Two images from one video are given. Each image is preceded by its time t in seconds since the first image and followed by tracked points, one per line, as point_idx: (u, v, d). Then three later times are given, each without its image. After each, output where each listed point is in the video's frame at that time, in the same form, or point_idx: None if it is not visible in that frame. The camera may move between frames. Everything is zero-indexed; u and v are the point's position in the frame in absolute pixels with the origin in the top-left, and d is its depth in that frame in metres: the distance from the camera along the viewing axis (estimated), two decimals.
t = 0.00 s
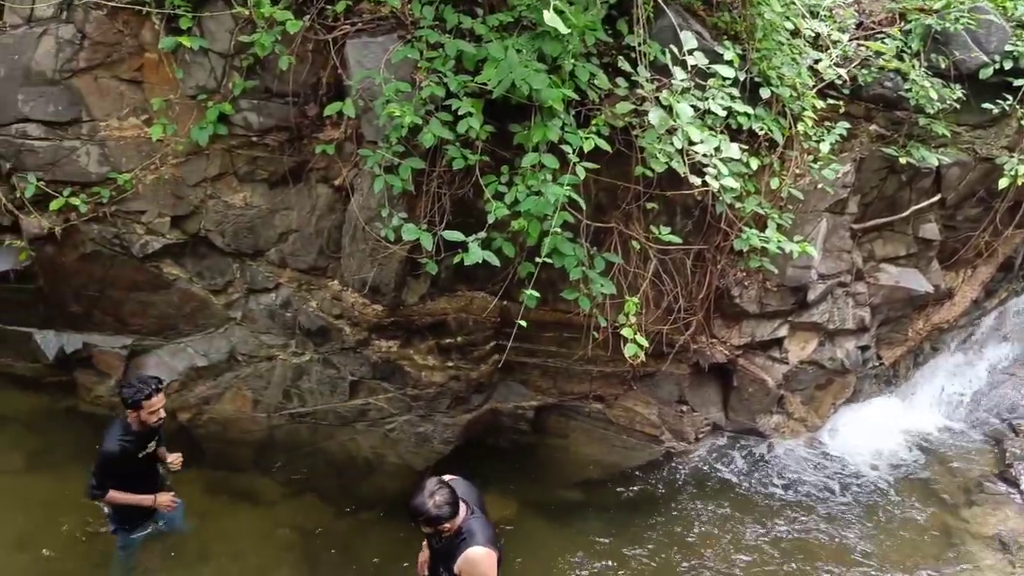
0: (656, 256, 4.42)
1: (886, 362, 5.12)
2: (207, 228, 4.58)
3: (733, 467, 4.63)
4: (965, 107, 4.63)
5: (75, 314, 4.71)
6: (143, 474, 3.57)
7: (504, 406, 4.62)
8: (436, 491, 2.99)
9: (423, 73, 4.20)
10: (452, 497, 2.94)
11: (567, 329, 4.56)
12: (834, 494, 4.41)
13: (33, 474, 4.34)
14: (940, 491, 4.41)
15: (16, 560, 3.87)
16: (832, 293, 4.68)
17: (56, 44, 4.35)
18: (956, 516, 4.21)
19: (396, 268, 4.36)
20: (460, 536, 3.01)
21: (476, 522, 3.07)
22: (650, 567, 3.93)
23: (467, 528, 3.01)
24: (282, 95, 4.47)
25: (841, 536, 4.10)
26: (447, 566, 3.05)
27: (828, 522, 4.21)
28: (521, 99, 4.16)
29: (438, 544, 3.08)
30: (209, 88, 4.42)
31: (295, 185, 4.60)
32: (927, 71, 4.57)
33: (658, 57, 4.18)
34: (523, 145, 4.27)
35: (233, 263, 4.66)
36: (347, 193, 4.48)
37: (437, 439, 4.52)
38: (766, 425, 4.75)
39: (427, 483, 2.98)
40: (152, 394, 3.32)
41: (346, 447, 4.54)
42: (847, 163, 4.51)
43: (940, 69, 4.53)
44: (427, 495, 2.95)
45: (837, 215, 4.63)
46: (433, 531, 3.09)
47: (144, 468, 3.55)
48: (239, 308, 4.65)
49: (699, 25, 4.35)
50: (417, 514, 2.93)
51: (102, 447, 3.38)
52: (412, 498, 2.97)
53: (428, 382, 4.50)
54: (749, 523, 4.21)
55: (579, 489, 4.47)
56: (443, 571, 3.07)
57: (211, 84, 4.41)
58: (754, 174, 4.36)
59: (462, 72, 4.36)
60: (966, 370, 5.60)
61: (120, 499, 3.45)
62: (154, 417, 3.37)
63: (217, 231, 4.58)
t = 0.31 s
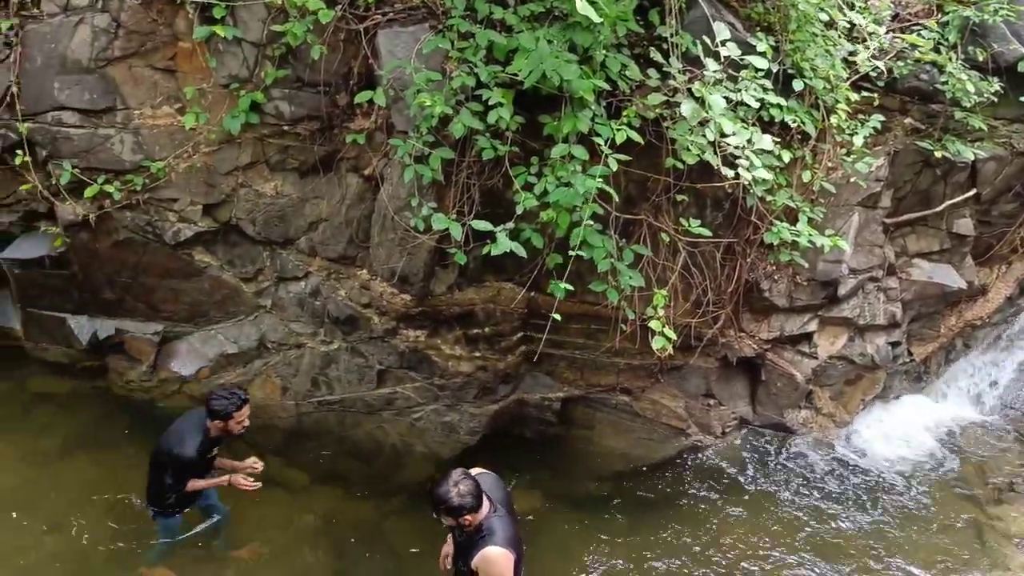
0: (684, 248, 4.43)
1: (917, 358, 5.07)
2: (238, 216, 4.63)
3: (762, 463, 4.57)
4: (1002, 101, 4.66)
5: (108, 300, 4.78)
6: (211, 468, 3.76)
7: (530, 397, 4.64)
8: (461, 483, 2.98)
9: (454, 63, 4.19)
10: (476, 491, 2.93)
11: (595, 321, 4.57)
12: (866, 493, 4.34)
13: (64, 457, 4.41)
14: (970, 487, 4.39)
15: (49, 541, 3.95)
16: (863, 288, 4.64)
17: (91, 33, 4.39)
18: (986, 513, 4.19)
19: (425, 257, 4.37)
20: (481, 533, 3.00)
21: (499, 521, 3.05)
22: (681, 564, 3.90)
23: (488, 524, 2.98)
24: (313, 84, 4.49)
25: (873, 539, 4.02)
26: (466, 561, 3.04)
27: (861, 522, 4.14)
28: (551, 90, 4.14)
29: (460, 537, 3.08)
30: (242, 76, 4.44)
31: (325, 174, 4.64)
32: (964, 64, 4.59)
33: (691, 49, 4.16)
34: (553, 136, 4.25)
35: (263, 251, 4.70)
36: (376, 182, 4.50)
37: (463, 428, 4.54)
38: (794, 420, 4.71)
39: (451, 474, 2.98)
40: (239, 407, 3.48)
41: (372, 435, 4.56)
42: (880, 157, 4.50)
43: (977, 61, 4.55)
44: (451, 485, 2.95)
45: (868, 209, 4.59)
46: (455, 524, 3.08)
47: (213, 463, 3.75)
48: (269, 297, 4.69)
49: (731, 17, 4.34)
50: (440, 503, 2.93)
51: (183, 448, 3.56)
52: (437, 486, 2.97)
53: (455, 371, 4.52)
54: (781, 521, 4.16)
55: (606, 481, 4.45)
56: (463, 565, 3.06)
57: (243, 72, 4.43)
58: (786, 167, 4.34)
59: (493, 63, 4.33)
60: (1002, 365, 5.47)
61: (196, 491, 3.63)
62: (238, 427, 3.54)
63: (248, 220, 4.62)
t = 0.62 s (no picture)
0: (713, 242, 4.40)
1: (948, 356, 5.03)
2: (268, 207, 4.64)
3: (795, 458, 4.55)
4: None
5: (140, 290, 4.85)
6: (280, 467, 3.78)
7: (556, 390, 4.65)
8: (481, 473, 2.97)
9: (484, 55, 4.17)
10: (497, 480, 2.93)
11: (621, 315, 4.54)
12: (903, 493, 4.31)
13: (94, 444, 4.46)
14: (999, 488, 4.37)
15: (78, 526, 3.99)
16: (894, 285, 4.62)
17: (126, 24, 4.46)
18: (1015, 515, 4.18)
19: (453, 250, 4.39)
20: (500, 524, 2.99)
21: (518, 513, 3.03)
22: (707, 565, 3.90)
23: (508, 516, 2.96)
24: (343, 76, 4.51)
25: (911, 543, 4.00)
26: (485, 552, 3.03)
27: (900, 526, 4.11)
28: (581, 83, 4.10)
29: (480, 528, 3.07)
30: (273, 68, 4.47)
31: (354, 166, 4.64)
32: (1000, 58, 4.60)
33: (722, 42, 4.14)
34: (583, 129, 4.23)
35: (292, 242, 4.71)
36: (405, 174, 4.51)
37: (489, 421, 4.55)
38: (821, 417, 4.67)
39: (473, 461, 2.98)
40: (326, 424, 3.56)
41: (399, 426, 4.60)
42: (914, 152, 4.46)
43: (1014, 55, 4.57)
44: (473, 473, 2.95)
45: (900, 206, 4.56)
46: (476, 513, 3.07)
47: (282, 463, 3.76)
48: (297, 287, 4.71)
49: (764, 10, 4.28)
50: (460, 489, 2.93)
51: (270, 458, 3.51)
52: (458, 473, 2.97)
53: (482, 364, 4.52)
54: (814, 522, 4.14)
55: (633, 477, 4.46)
56: (482, 556, 3.05)
57: (274, 64, 4.46)
58: (816, 162, 4.30)
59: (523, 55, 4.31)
60: None
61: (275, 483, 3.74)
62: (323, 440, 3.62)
63: (277, 211, 4.64)
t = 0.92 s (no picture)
0: (742, 240, 4.38)
1: (980, 357, 4.98)
2: (298, 200, 4.70)
3: (824, 456, 4.51)
4: None
5: (172, 280, 4.91)
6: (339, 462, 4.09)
7: (583, 385, 4.68)
8: (502, 457, 2.96)
9: (515, 50, 4.16)
10: (519, 462, 2.91)
11: (649, 312, 4.56)
12: (936, 494, 4.25)
13: (125, 431, 4.51)
14: None
15: (108, 510, 4.02)
16: (927, 285, 4.58)
17: (160, 17, 4.48)
18: None
19: (481, 244, 4.39)
20: (522, 509, 2.94)
21: (541, 498, 2.98)
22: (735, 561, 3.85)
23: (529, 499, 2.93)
24: (374, 69, 4.53)
25: (947, 543, 3.93)
26: (508, 539, 2.99)
27: (932, 526, 4.03)
28: (612, 77, 4.05)
29: (502, 515, 3.03)
30: (304, 61, 4.50)
31: (384, 159, 4.67)
32: None
33: (755, 38, 4.09)
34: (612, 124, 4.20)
35: (322, 235, 4.77)
36: (435, 168, 4.53)
37: (514, 415, 4.57)
38: (850, 417, 4.62)
39: (495, 446, 2.98)
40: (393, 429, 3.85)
41: (425, 419, 4.63)
42: (949, 150, 4.41)
43: None
44: (495, 455, 2.94)
45: (934, 205, 4.52)
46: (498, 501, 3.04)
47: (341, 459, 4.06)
48: (327, 280, 4.78)
49: (798, 5, 4.23)
50: (482, 472, 2.92)
51: (335, 458, 3.77)
52: (479, 457, 2.96)
53: (508, 358, 4.53)
54: (844, 521, 4.08)
55: (659, 472, 4.42)
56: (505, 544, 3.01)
57: (306, 57, 4.48)
58: (849, 159, 4.25)
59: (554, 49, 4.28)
60: None
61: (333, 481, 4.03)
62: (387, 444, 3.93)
63: (308, 204, 4.69)
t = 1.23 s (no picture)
0: (777, 238, 4.33)
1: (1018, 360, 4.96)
2: (333, 193, 4.74)
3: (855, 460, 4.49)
4: None
5: (207, 271, 4.98)
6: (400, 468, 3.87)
7: (612, 384, 4.64)
8: (528, 433, 2.93)
9: (550, 45, 4.13)
10: (543, 437, 2.89)
11: (682, 310, 4.53)
12: (969, 499, 4.22)
13: (159, 419, 4.59)
14: None
15: (141, 497, 4.07)
16: (964, 286, 4.55)
17: (199, 10, 4.47)
18: None
19: (514, 239, 4.36)
20: (547, 489, 2.89)
21: (567, 479, 2.92)
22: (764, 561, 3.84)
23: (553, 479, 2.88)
24: (409, 64, 4.54)
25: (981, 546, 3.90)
26: (535, 521, 2.93)
27: (965, 532, 3.99)
28: (647, 74, 4.04)
29: (529, 499, 2.99)
30: (340, 55, 4.51)
31: (418, 153, 4.71)
32: None
33: (793, 34, 4.03)
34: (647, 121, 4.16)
35: (355, 228, 4.81)
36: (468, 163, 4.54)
37: (544, 411, 4.57)
38: (884, 419, 4.58)
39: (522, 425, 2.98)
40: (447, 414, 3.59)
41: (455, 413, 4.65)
42: (990, 150, 4.35)
43: None
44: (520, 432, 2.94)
45: (974, 205, 4.47)
46: (526, 484, 3.02)
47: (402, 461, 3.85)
48: (359, 273, 4.83)
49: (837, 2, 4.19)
50: (506, 448, 2.92)
51: (395, 445, 3.60)
52: (505, 433, 2.96)
53: (538, 354, 4.55)
54: (874, 525, 4.05)
55: (687, 471, 4.42)
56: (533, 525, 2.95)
57: (342, 52, 4.50)
58: (887, 158, 4.20)
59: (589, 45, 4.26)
60: None
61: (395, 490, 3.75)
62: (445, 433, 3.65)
63: (341, 197, 4.73)
